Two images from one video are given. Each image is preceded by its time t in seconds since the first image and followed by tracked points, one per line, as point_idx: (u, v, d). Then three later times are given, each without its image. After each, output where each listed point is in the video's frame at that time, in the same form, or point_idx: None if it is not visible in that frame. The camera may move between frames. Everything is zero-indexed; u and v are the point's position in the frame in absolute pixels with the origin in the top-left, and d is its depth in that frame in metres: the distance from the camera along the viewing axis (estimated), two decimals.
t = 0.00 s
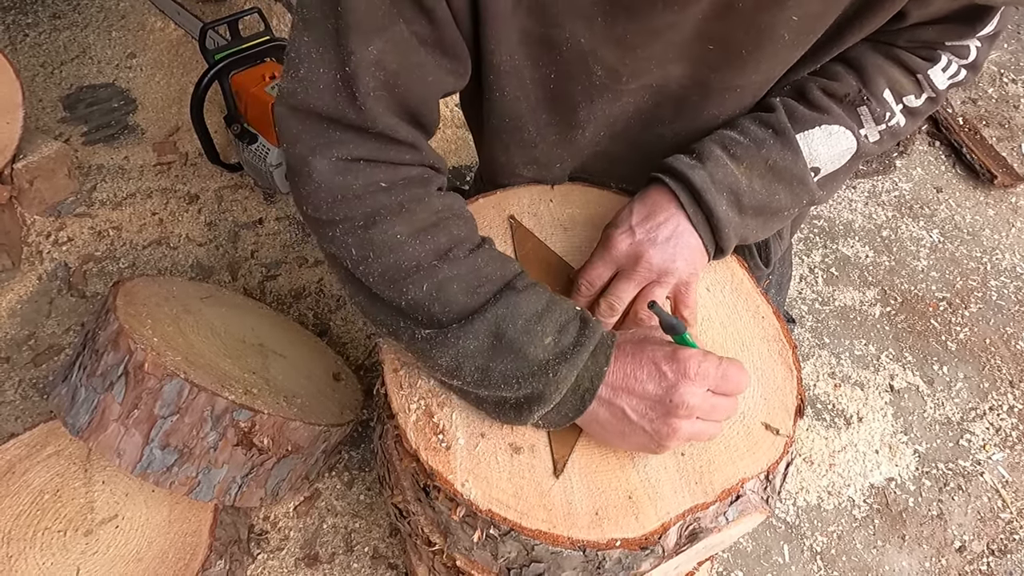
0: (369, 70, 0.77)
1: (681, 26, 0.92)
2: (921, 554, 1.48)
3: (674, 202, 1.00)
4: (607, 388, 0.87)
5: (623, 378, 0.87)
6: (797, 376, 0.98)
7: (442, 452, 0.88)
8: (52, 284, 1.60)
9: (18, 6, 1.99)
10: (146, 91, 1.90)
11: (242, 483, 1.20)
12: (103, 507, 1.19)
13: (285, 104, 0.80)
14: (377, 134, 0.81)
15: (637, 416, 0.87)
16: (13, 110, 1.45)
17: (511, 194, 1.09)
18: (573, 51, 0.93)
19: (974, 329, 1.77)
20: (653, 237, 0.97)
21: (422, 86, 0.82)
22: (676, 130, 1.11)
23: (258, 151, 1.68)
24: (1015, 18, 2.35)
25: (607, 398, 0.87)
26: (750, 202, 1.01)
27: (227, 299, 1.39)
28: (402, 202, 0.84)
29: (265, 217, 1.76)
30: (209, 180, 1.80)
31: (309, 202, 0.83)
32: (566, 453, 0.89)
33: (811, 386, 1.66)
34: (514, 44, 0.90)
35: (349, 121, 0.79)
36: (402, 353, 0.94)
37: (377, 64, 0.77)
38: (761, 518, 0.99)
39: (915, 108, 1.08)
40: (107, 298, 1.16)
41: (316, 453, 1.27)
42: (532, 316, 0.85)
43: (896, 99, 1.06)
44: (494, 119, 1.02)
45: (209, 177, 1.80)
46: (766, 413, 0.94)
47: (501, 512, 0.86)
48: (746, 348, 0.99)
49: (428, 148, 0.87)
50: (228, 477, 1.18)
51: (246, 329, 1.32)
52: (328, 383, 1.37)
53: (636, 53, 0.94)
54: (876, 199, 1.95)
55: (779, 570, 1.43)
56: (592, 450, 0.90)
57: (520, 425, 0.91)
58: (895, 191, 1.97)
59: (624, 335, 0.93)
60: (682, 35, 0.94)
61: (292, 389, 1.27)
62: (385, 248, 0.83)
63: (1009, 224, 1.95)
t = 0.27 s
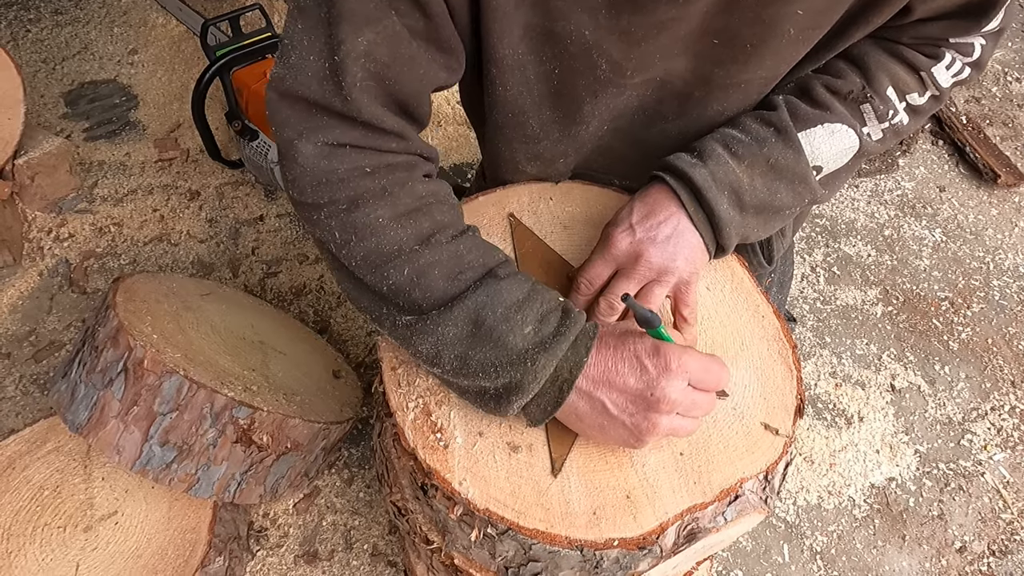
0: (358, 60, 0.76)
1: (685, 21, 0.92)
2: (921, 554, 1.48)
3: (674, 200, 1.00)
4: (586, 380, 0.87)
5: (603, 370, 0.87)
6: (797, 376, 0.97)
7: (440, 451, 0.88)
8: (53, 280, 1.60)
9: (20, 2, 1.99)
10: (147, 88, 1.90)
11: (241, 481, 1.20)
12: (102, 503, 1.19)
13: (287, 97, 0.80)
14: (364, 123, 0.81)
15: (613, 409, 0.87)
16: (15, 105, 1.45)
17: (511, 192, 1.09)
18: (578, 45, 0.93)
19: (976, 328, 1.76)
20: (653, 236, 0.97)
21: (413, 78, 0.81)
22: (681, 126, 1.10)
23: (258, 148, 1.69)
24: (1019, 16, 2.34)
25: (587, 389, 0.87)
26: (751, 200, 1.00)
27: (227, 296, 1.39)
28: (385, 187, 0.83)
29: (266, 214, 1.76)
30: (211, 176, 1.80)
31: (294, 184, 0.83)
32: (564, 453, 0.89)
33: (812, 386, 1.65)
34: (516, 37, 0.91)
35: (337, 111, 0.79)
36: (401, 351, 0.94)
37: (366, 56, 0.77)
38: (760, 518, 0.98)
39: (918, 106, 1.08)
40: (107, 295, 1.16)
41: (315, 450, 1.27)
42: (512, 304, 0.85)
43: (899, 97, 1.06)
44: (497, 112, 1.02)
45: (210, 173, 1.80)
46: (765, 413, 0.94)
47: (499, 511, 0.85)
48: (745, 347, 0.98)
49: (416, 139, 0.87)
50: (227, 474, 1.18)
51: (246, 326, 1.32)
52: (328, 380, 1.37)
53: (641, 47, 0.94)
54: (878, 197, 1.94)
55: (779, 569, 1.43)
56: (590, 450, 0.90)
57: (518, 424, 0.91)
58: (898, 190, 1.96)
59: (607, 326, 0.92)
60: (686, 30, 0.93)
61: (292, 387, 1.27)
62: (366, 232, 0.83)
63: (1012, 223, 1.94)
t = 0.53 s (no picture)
0: (374, 52, 0.77)
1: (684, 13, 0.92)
2: (920, 553, 1.47)
3: (672, 199, 0.99)
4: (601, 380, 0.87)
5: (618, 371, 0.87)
6: (796, 375, 0.97)
7: (437, 449, 0.88)
8: (52, 277, 1.60)
9: None
10: (147, 85, 1.89)
11: (239, 479, 1.20)
12: (101, 501, 1.19)
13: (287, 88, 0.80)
14: (384, 119, 0.82)
15: (632, 410, 0.87)
16: (13, 102, 1.45)
17: (510, 190, 1.09)
18: (577, 38, 0.93)
19: (976, 327, 1.76)
20: (651, 234, 0.97)
21: (428, 71, 0.82)
22: (680, 121, 1.09)
23: (258, 145, 1.68)
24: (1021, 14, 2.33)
25: (601, 391, 0.87)
26: (750, 198, 1.00)
27: (226, 293, 1.38)
28: (405, 188, 0.84)
29: (265, 212, 1.76)
30: (210, 173, 1.80)
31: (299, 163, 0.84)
32: (562, 452, 0.89)
33: (811, 384, 1.65)
34: (516, 30, 0.91)
35: (356, 106, 0.80)
36: (399, 349, 0.94)
37: (382, 48, 0.78)
38: (758, 517, 0.98)
39: (918, 102, 1.07)
40: (105, 292, 1.16)
41: (314, 448, 1.27)
42: (529, 305, 0.85)
43: (898, 93, 1.05)
44: (497, 108, 1.03)
45: (209, 170, 1.80)
46: (763, 412, 0.94)
47: (496, 509, 0.85)
48: (743, 345, 0.98)
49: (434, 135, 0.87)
50: (226, 472, 1.17)
51: (244, 323, 1.32)
52: (326, 378, 1.37)
53: (640, 40, 0.94)
54: (879, 195, 1.94)
55: (777, 567, 1.43)
56: (589, 448, 0.90)
57: (517, 422, 0.91)
58: (898, 188, 1.96)
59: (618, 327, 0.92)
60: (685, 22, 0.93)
61: (290, 384, 1.26)
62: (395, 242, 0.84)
63: (1013, 222, 1.94)
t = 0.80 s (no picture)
0: None
1: None
2: (916, 550, 1.48)
3: (686, 216, 0.93)
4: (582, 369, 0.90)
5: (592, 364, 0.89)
6: (790, 373, 0.97)
7: (432, 450, 0.88)
8: (47, 280, 1.59)
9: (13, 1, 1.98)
10: (141, 87, 1.89)
11: (235, 481, 1.20)
12: (96, 504, 1.19)
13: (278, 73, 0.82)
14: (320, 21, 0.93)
15: (436, 288, 0.84)
16: (6, 104, 1.45)
17: (503, 191, 1.08)
18: None
19: (971, 325, 1.76)
20: (659, 254, 0.91)
21: None
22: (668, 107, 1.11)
23: (253, 147, 1.68)
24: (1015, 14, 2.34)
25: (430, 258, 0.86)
26: (770, 213, 0.95)
27: (221, 295, 1.38)
28: (318, 65, 0.93)
29: (260, 213, 1.76)
30: (204, 175, 1.80)
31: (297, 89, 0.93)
32: (557, 451, 0.88)
33: (807, 383, 1.65)
34: None
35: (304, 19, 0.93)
36: (393, 350, 0.94)
37: None
38: (753, 515, 0.98)
39: (942, 102, 1.02)
40: (98, 296, 1.16)
41: (310, 450, 1.27)
42: (399, 168, 0.89)
43: (919, 93, 1.02)
44: (480, 73, 1.05)
45: (204, 172, 1.80)
46: (758, 411, 0.94)
47: (491, 510, 0.85)
48: (738, 346, 0.98)
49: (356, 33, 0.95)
50: (221, 474, 1.17)
51: (239, 325, 1.32)
52: (322, 380, 1.37)
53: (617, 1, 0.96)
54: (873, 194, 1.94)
55: (774, 566, 1.43)
56: (584, 448, 0.89)
57: (511, 423, 0.90)
58: (893, 187, 1.96)
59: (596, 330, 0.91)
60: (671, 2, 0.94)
61: (285, 386, 1.26)
62: (320, 126, 0.92)
63: (1007, 220, 1.94)
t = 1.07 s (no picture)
0: None
1: None
2: (913, 550, 1.48)
3: (730, 315, 0.83)
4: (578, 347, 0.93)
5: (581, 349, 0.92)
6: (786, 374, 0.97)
7: (428, 452, 0.88)
8: (42, 284, 1.59)
9: (7, 4, 1.97)
10: (136, 89, 1.88)
11: (231, 484, 1.20)
12: (92, 508, 1.19)
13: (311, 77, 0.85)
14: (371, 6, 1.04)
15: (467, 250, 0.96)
16: None
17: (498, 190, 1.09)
18: None
19: (966, 324, 1.77)
20: (681, 337, 0.82)
21: None
22: (658, 103, 1.10)
23: (249, 149, 1.68)
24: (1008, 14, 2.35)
25: (456, 224, 0.97)
26: (834, 317, 0.81)
27: (217, 297, 1.38)
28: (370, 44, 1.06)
29: (256, 216, 1.76)
30: (200, 178, 1.79)
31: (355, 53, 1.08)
32: (553, 452, 0.88)
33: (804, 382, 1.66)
34: None
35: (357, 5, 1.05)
36: (389, 353, 0.94)
37: None
38: (750, 517, 0.98)
39: None
40: (93, 299, 1.15)
41: (306, 453, 1.26)
42: (434, 137, 1.02)
43: (1017, 139, 0.79)
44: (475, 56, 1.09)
45: (200, 175, 1.80)
46: (754, 411, 0.93)
47: (487, 512, 0.85)
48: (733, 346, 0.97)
49: (403, 14, 1.07)
50: (217, 478, 1.17)
51: (236, 328, 1.32)
52: (318, 382, 1.36)
53: None
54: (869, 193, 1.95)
55: (771, 566, 1.43)
56: (579, 449, 0.89)
57: (508, 425, 0.90)
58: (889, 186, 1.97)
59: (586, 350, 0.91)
60: None
61: (281, 389, 1.26)
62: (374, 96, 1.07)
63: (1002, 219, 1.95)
